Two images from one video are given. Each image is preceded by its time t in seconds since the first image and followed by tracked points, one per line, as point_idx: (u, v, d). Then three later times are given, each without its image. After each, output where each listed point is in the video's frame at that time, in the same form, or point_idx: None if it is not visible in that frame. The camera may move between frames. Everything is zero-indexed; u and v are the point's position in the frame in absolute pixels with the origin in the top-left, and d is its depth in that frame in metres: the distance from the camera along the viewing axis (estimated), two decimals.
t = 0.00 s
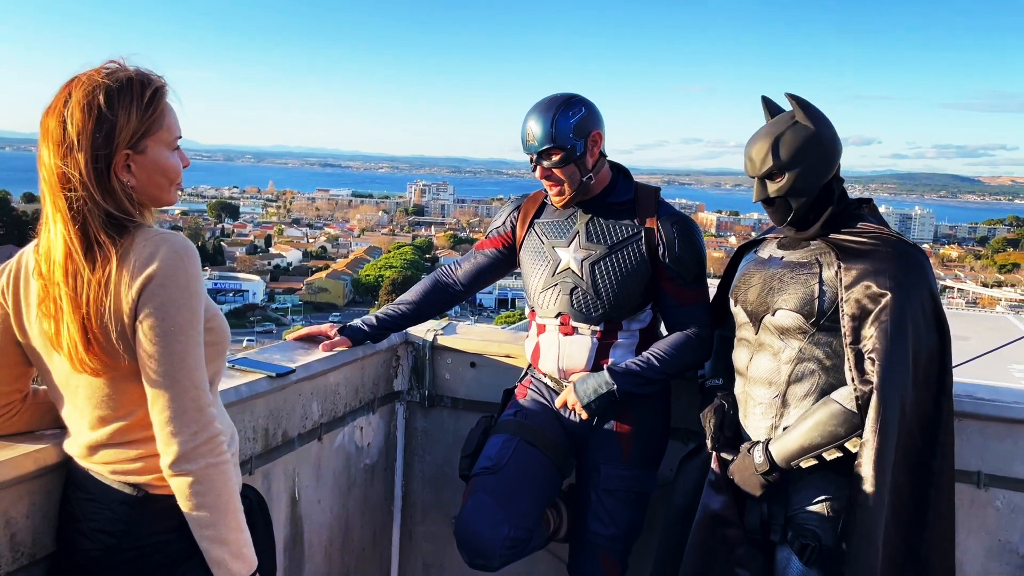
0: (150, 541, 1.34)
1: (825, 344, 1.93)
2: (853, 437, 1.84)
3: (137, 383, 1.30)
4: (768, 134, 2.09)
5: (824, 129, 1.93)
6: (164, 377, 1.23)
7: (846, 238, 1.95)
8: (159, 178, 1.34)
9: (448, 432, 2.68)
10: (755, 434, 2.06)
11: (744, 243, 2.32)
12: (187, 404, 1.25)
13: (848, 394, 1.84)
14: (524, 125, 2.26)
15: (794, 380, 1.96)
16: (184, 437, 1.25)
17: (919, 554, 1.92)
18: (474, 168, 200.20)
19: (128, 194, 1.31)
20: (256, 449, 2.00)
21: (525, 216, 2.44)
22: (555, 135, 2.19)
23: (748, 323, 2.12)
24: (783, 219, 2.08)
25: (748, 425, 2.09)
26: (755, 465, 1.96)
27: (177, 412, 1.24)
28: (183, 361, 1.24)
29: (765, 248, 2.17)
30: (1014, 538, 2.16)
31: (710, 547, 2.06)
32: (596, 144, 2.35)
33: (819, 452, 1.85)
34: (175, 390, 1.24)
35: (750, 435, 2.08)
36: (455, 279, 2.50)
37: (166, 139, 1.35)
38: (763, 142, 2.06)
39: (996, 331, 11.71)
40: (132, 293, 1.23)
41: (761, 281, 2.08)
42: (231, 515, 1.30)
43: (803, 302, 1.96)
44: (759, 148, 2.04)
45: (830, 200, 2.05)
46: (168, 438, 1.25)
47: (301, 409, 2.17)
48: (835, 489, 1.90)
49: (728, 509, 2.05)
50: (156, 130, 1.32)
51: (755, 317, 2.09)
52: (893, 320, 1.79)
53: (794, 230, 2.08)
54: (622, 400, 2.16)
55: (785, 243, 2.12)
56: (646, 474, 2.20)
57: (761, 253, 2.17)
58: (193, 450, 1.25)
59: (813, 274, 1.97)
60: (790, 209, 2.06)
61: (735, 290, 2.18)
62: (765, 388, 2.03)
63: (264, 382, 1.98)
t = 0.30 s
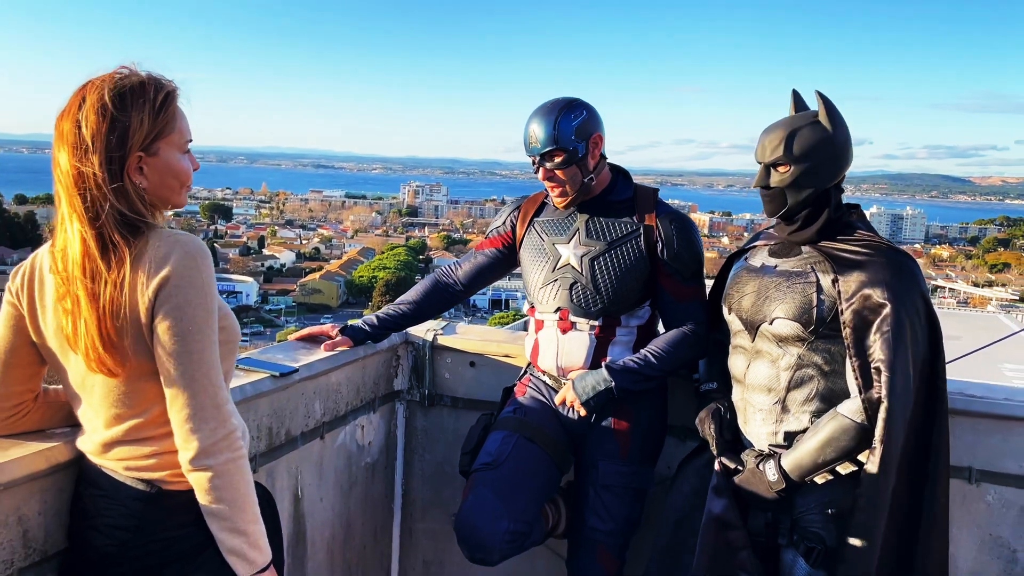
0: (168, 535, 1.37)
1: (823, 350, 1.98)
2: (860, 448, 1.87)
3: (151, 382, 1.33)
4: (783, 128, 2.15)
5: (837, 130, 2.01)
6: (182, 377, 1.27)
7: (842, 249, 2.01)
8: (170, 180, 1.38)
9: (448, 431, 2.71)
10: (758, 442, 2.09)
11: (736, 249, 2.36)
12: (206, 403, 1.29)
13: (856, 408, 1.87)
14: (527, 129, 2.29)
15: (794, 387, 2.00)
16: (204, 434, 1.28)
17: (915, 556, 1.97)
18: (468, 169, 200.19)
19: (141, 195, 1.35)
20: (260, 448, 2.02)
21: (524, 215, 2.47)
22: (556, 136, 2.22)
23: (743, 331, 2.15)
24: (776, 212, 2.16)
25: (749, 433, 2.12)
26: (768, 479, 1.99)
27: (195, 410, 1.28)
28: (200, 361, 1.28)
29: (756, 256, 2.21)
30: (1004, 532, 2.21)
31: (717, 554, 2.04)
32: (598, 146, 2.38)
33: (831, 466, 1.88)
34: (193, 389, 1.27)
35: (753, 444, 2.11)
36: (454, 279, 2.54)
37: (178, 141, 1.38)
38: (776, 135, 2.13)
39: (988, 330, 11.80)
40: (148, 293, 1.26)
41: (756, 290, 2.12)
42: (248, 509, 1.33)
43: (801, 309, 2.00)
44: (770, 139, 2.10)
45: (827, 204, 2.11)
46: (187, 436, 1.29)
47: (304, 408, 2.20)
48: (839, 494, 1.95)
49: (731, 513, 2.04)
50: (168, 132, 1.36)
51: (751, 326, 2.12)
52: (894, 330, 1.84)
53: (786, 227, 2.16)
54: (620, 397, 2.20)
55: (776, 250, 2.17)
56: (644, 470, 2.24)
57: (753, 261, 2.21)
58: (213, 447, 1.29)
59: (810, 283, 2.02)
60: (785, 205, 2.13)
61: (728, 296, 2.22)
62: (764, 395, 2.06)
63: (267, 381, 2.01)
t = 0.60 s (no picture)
0: (174, 530, 1.39)
1: (823, 350, 2.01)
2: (868, 444, 1.89)
3: (160, 377, 1.35)
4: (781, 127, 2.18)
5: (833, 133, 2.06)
6: (193, 371, 1.29)
7: (833, 250, 2.04)
8: (179, 181, 1.40)
9: (447, 429, 2.73)
10: (764, 442, 2.11)
11: (729, 249, 2.38)
12: (217, 397, 1.31)
13: (861, 405, 1.90)
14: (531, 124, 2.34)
15: (797, 387, 2.03)
16: (214, 428, 1.31)
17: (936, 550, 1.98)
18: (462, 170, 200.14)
19: (150, 195, 1.37)
20: (262, 446, 2.04)
21: (523, 215, 2.49)
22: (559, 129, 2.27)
23: (741, 334, 2.18)
24: (768, 208, 2.19)
25: (755, 433, 2.14)
26: (778, 479, 2.00)
27: (206, 404, 1.30)
28: (210, 356, 1.30)
29: (750, 259, 2.24)
30: (997, 527, 2.24)
31: (725, 550, 2.08)
32: (600, 144, 2.42)
33: (839, 463, 1.90)
34: (203, 383, 1.30)
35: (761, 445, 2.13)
36: (454, 278, 2.56)
37: (186, 142, 1.40)
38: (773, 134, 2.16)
39: (980, 330, 11.87)
40: (158, 290, 1.28)
41: (752, 292, 2.15)
42: (255, 502, 1.36)
43: (799, 309, 2.03)
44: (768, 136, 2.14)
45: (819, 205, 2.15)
46: (198, 429, 1.30)
47: (305, 406, 2.22)
48: (847, 492, 1.97)
49: (738, 510, 2.07)
50: (177, 134, 1.38)
51: (749, 328, 2.14)
52: (892, 329, 1.87)
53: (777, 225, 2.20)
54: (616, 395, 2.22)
55: (769, 254, 2.20)
56: (641, 467, 2.26)
57: (746, 264, 2.23)
58: (225, 440, 1.32)
59: (807, 285, 2.05)
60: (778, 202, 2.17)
61: (725, 300, 2.25)
62: (767, 396, 2.09)
63: (269, 380, 2.03)
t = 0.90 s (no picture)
0: (175, 528, 1.40)
1: (821, 351, 2.03)
2: (866, 443, 1.92)
3: (162, 377, 1.36)
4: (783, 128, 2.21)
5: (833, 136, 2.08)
6: (193, 370, 1.31)
7: (830, 253, 2.07)
8: (180, 182, 1.41)
9: (445, 430, 2.75)
10: (762, 441, 2.14)
11: (724, 250, 2.40)
12: (217, 396, 1.33)
13: (859, 405, 1.93)
14: (536, 119, 2.39)
15: (794, 386, 2.05)
16: (212, 427, 1.32)
17: (932, 547, 2.03)
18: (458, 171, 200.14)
19: (152, 197, 1.38)
20: (262, 445, 2.06)
21: (522, 217, 2.51)
22: (563, 123, 2.31)
23: (739, 334, 2.20)
24: (769, 209, 2.22)
25: (753, 433, 2.17)
26: (775, 477, 2.02)
27: (205, 403, 1.32)
28: (210, 356, 1.32)
29: (748, 259, 2.25)
30: (990, 526, 2.26)
31: (721, 545, 2.09)
32: (603, 144, 2.45)
33: (838, 462, 1.92)
34: (203, 383, 1.31)
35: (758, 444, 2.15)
36: (452, 279, 2.58)
37: (187, 144, 1.41)
38: (775, 135, 2.18)
39: (974, 331, 11.92)
40: (159, 290, 1.30)
41: (750, 293, 2.17)
42: (253, 501, 1.37)
43: (796, 310, 2.05)
44: (770, 138, 2.16)
45: (819, 206, 2.18)
46: (196, 428, 1.32)
47: (304, 406, 2.23)
48: (843, 490, 1.99)
49: (737, 506, 2.08)
50: (178, 135, 1.39)
51: (747, 329, 2.16)
52: (889, 330, 1.91)
53: (777, 226, 2.23)
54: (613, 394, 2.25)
55: (766, 255, 2.21)
56: (637, 466, 2.28)
57: (744, 264, 2.25)
58: (223, 439, 1.33)
59: (805, 286, 2.07)
60: (778, 203, 2.19)
61: (722, 300, 2.27)
62: (764, 396, 2.11)
63: (269, 379, 2.05)
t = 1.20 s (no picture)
0: (176, 526, 1.41)
1: (811, 349, 2.04)
2: (854, 441, 1.94)
3: (165, 377, 1.37)
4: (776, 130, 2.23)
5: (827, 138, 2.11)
6: (195, 371, 1.31)
7: (821, 252, 2.09)
8: (176, 182, 1.41)
9: (443, 430, 2.76)
10: (752, 438, 2.15)
11: (717, 249, 2.42)
12: (219, 396, 1.34)
13: (847, 403, 1.94)
14: (533, 121, 2.40)
15: (784, 384, 2.06)
16: (215, 426, 1.33)
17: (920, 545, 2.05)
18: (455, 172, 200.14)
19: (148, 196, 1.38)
20: (261, 444, 2.06)
21: (521, 218, 2.52)
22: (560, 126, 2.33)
23: (730, 332, 2.21)
24: (763, 208, 2.22)
25: (742, 429, 2.18)
26: (765, 475, 2.02)
27: (207, 403, 1.32)
28: (211, 356, 1.32)
29: (739, 257, 2.26)
30: (985, 524, 2.28)
31: (710, 543, 2.11)
32: (600, 145, 2.46)
33: (826, 459, 1.94)
34: (206, 383, 1.32)
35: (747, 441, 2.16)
36: (451, 279, 2.59)
37: (183, 144, 1.42)
38: (770, 135, 2.20)
39: (970, 333, 11.96)
40: (160, 291, 1.31)
41: (741, 291, 2.18)
42: (256, 499, 1.38)
43: (786, 309, 2.06)
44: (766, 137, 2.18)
45: (812, 206, 2.20)
46: (198, 428, 1.33)
47: (303, 406, 2.24)
48: (832, 486, 2.01)
49: (726, 505, 2.09)
50: (173, 134, 1.40)
51: (738, 327, 2.18)
52: (879, 330, 1.92)
53: (770, 226, 2.24)
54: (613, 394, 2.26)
55: (758, 254, 2.22)
56: (636, 466, 2.29)
57: (735, 263, 2.26)
58: (226, 438, 1.34)
59: (795, 286, 2.08)
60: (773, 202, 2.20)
61: (714, 298, 2.28)
62: (754, 394, 2.12)
63: (269, 379, 2.05)
